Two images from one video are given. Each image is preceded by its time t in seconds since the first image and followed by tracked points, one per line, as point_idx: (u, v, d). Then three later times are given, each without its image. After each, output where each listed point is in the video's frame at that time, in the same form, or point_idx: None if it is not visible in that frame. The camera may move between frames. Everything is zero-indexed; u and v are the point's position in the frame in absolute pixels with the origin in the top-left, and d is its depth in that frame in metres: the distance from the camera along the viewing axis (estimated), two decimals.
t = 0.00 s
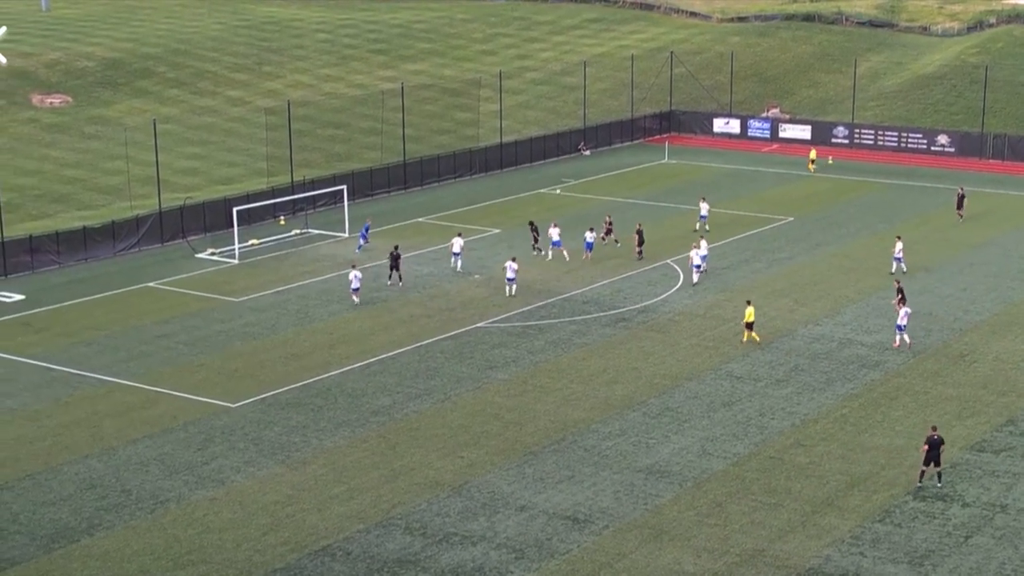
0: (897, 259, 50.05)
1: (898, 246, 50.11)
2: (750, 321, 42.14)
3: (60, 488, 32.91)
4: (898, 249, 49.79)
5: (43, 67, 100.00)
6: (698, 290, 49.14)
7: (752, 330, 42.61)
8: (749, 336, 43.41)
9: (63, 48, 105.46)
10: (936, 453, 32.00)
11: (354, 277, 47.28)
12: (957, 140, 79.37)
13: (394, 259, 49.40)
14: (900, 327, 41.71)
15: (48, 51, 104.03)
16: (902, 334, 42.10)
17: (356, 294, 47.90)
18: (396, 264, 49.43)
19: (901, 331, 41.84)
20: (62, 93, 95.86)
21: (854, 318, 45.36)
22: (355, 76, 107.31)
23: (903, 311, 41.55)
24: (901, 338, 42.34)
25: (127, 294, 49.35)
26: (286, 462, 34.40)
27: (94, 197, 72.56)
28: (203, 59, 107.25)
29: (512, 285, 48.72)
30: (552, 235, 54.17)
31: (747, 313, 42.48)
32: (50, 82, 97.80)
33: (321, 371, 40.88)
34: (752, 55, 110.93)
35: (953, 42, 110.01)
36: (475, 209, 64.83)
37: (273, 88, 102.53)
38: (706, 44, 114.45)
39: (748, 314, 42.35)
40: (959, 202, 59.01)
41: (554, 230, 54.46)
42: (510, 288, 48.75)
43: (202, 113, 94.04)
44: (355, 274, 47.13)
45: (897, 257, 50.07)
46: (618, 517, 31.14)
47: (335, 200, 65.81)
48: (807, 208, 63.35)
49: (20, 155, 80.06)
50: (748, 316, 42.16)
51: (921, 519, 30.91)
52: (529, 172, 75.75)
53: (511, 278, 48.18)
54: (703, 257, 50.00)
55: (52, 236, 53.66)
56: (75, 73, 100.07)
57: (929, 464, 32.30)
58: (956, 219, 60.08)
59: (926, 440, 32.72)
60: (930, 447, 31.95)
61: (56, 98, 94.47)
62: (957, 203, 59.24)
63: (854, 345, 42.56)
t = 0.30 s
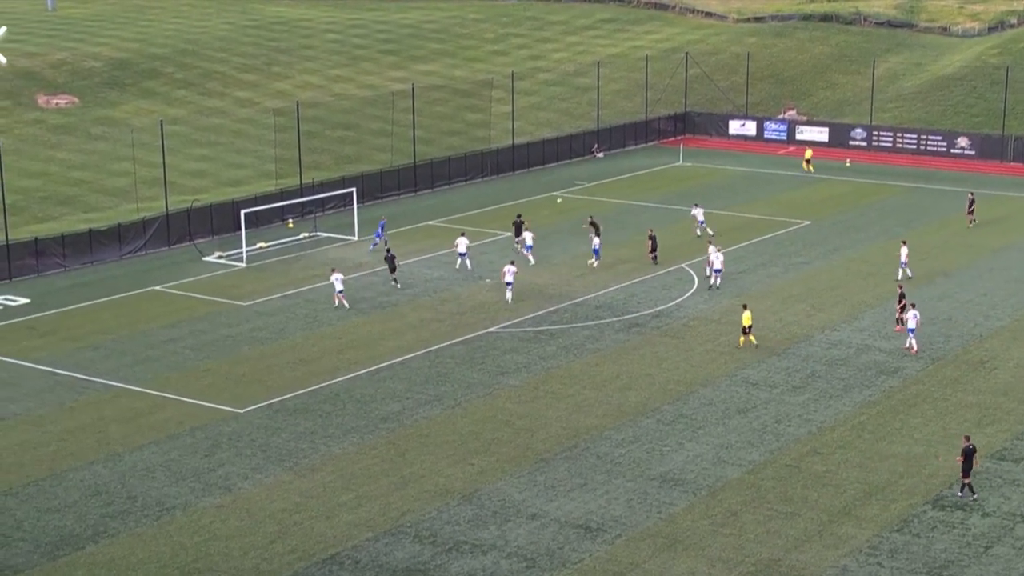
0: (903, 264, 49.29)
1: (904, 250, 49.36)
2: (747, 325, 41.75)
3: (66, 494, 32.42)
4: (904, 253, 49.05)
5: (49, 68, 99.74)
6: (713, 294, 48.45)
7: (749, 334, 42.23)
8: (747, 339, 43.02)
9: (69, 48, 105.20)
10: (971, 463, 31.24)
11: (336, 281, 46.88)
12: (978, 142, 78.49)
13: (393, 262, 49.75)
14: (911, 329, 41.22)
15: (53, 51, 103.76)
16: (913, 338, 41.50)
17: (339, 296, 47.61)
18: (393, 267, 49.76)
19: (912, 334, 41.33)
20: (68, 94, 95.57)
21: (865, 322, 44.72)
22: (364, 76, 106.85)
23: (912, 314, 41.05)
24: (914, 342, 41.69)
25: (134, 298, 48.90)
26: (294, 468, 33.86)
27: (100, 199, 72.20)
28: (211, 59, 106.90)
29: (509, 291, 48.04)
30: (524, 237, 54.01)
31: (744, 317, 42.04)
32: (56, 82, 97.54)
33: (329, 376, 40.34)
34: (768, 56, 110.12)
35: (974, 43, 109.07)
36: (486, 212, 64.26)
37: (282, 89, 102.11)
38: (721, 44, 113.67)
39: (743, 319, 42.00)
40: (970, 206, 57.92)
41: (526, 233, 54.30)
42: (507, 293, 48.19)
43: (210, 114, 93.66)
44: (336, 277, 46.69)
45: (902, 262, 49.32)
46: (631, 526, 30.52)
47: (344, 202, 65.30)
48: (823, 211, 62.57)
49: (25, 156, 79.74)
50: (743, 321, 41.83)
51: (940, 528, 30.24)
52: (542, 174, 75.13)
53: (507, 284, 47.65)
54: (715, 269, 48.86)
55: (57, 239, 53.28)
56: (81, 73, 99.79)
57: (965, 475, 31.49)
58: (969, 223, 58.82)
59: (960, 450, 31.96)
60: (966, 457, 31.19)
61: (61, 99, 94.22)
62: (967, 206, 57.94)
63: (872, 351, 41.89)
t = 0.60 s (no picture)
0: (903, 268, 48.55)
1: (903, 251, 48.58)
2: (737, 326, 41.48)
3: (66, 500, 31.88)
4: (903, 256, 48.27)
5: (52, 66, 99.35)
6: (724, 297, 47.76)
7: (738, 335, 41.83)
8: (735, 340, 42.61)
9: (72, 46, 104.78)
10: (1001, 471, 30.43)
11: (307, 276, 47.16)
12: (996, 142, 77.74)
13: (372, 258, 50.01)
14: (916, 329, 41.13)
15: (57, 49, 103.35)
16: (918, 337, 41.48)
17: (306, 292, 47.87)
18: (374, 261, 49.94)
19: (917, 334, 41.26)
20: (70, 92, 95.19)
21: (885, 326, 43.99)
22: (371, 75, 106.32)
23: (918, 314, 41.10)
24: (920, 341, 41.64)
25: (136, 300, 48.39)
26: (298, 473, 33.28)
27: (104, 199, 71.78)
28: (217, 58, 106.42)
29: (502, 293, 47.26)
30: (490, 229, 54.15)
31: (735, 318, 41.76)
32: (59, 81, 97.14)
33: (335, 380, 39.77)
34: (782, 54, 109.28)
35: (992, 41, 108.15)
36: (496, 213, 63.63)
37: (287, 88, 101.61)
38: (735, 42, 112.87)
39: (735, 319, 41.64)
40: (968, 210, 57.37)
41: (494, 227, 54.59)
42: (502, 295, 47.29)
43: (215, 113, 93.20)
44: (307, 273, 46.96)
45: (902, 265, 48.55)
46: (642, 534, 29.87)
47: (351, 203, 64.74)
48: (838, 213, 61.80)
49: (27, 155, 79.33)
50: (736, 320, 41.47)
51: (957, 537, 29.53)
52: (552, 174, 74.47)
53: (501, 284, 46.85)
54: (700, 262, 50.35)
55: (59, 240, 52.82)
56: (83, 71, 99.37)
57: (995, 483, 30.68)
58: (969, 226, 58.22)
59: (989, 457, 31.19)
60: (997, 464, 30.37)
61: (63, 98, 93.84)
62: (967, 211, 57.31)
63: (888, 355, 41.17)
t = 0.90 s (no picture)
0: (897, 268, 48.14)
1: (896, 252, 48.17)
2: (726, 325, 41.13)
3: (70, 502, 31.47)
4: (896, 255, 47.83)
5: (57, 63, 99.06)
6: (738, 298, 47.17)
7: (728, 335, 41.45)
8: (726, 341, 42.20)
9: (77, 42, 104.47)
10: None
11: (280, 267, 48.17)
12: (1015, 141, 77.16)
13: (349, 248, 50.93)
14: (919, 328, 40.70)
15: (62, 46, 103.04)
16: (922, 336, 41.06)
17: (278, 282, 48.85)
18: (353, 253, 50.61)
19: (920, 332, 40.84)
20: (75, 89, 94.91)
21: (908, 329, 43.33)
22: (379, 72, 105.87)
23: (920, 312, 40.72)
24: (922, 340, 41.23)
25: (141, 300, 47.99)
26: (306, 476, 32.83)
27: (110, 197, 71.46)
28: (224, 54, 106.05)
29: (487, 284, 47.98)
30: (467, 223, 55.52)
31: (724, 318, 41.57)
32: (65, 78, 96.84)
33: (343, 381, 39.31)
34: (797, 51, 108.56)
35: (1011, 38, 107.26)
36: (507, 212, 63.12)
37: (295, 85, 101.21)
38: (749, 39, 112.12)
39: (724, 319, 41.23)
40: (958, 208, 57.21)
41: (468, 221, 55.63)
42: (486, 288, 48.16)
43: (222, 110, 92.85)
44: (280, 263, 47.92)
45: (896, 265, 48.12)
46: (654, 538, 29.36)
47: (359, 201, 64.29)
48: (853, 212, 61.15)
49: (33, 153, 79.03)
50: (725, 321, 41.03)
51: (975, 542, 28.95)
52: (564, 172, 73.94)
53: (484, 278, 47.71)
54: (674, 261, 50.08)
55: (64, 238, 52.46)
56: (89, 68, 99.07)
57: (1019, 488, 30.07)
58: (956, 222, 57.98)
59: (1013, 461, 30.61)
60: None
61: (69, 95, 93.57)
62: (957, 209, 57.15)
63: (905, 357, 40.55)
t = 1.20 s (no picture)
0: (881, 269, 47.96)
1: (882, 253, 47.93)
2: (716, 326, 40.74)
3: (80, 502, 31.24)
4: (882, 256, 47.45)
5: (68, 60, 99.01)
6: (754, 298, 46.75)
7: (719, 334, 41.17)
8: (716, 339, 42.09)
9: (88, 39, 104.37)
10: None
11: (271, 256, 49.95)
12: None
13: (338, 244, 50.87)
14: (924, 327, 40.61)
15: (72, 42, 102.96)
16: (924, 334, 40.95)
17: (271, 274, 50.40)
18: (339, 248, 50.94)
19: (924, 331, 40.74)
20: (86, 86, 94.80)
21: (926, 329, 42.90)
22: (392, 69, 105.60)
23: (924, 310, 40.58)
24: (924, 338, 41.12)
25: (152, 299, 47.77)
26: (317, 476, 32.56)
27: (120, 195, 71.33)
28: (235, 51, 105.89)
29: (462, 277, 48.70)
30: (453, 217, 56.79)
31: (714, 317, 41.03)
32: (76, 74, 96.77)
33: (354, 381, 39.03)
34: (814, 48, 108.01)
35: None
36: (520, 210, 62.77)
37: (307, 82, 101.00)
38: (765, 36, 111.55)
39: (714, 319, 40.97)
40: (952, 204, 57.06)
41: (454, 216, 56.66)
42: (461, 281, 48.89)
43: (233, 108, 92.68)
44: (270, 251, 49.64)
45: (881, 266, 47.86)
46: (668, 540, 29.02)
47: (370, 199, 64.02)
48: (870, 211, 60.63)
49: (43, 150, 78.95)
50: (714, 321, 40.74)
51: (993, 545, 28.54)
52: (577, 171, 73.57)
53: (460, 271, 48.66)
54: (650, 258, 49.87)
55: (74, 237, 52.30)
56: (100, 65, 98.98)
57: None
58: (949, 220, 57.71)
59: None
60: None
61: (79, 92, 93.46)
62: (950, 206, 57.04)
63: (922, 358, 40.10)
